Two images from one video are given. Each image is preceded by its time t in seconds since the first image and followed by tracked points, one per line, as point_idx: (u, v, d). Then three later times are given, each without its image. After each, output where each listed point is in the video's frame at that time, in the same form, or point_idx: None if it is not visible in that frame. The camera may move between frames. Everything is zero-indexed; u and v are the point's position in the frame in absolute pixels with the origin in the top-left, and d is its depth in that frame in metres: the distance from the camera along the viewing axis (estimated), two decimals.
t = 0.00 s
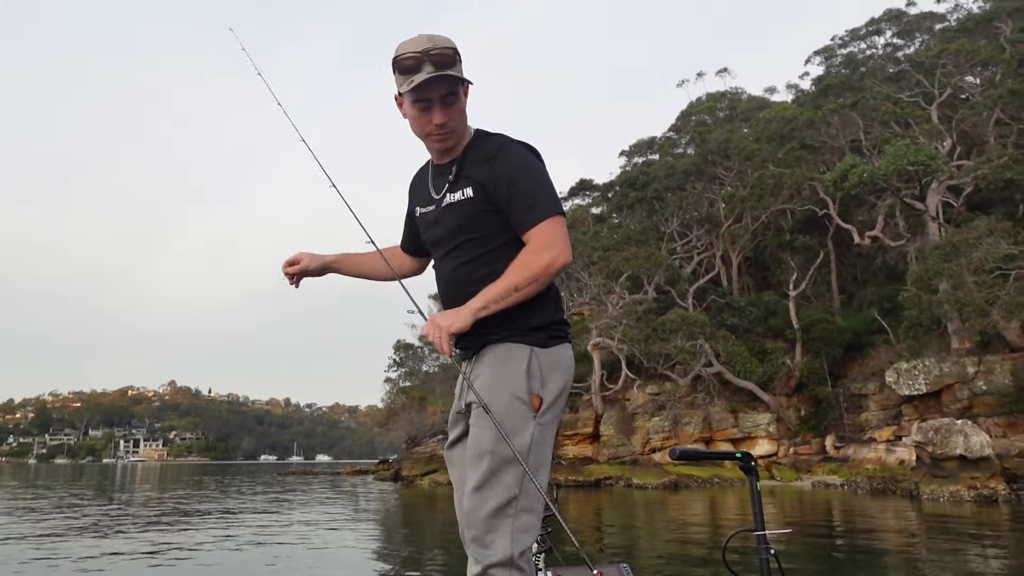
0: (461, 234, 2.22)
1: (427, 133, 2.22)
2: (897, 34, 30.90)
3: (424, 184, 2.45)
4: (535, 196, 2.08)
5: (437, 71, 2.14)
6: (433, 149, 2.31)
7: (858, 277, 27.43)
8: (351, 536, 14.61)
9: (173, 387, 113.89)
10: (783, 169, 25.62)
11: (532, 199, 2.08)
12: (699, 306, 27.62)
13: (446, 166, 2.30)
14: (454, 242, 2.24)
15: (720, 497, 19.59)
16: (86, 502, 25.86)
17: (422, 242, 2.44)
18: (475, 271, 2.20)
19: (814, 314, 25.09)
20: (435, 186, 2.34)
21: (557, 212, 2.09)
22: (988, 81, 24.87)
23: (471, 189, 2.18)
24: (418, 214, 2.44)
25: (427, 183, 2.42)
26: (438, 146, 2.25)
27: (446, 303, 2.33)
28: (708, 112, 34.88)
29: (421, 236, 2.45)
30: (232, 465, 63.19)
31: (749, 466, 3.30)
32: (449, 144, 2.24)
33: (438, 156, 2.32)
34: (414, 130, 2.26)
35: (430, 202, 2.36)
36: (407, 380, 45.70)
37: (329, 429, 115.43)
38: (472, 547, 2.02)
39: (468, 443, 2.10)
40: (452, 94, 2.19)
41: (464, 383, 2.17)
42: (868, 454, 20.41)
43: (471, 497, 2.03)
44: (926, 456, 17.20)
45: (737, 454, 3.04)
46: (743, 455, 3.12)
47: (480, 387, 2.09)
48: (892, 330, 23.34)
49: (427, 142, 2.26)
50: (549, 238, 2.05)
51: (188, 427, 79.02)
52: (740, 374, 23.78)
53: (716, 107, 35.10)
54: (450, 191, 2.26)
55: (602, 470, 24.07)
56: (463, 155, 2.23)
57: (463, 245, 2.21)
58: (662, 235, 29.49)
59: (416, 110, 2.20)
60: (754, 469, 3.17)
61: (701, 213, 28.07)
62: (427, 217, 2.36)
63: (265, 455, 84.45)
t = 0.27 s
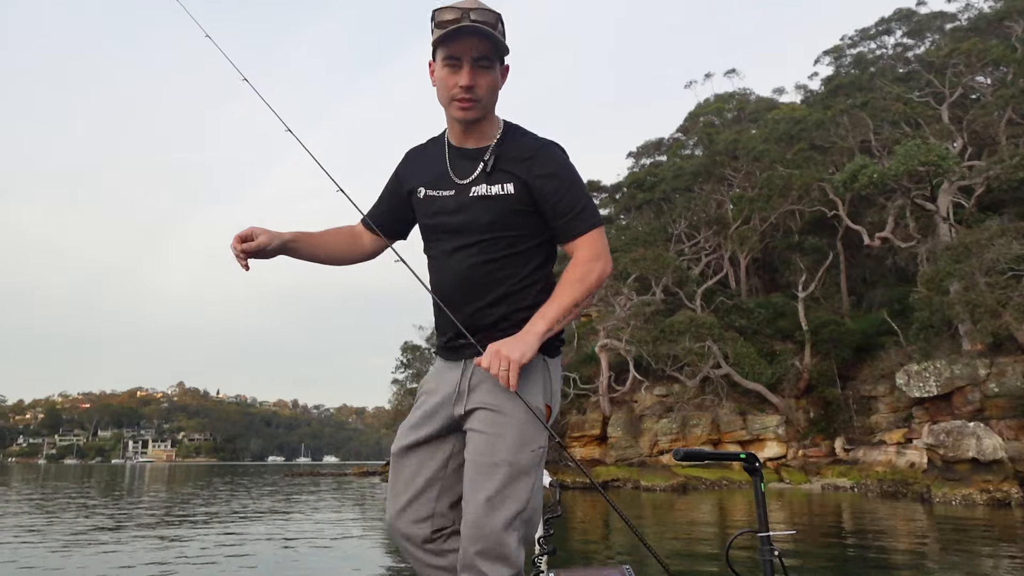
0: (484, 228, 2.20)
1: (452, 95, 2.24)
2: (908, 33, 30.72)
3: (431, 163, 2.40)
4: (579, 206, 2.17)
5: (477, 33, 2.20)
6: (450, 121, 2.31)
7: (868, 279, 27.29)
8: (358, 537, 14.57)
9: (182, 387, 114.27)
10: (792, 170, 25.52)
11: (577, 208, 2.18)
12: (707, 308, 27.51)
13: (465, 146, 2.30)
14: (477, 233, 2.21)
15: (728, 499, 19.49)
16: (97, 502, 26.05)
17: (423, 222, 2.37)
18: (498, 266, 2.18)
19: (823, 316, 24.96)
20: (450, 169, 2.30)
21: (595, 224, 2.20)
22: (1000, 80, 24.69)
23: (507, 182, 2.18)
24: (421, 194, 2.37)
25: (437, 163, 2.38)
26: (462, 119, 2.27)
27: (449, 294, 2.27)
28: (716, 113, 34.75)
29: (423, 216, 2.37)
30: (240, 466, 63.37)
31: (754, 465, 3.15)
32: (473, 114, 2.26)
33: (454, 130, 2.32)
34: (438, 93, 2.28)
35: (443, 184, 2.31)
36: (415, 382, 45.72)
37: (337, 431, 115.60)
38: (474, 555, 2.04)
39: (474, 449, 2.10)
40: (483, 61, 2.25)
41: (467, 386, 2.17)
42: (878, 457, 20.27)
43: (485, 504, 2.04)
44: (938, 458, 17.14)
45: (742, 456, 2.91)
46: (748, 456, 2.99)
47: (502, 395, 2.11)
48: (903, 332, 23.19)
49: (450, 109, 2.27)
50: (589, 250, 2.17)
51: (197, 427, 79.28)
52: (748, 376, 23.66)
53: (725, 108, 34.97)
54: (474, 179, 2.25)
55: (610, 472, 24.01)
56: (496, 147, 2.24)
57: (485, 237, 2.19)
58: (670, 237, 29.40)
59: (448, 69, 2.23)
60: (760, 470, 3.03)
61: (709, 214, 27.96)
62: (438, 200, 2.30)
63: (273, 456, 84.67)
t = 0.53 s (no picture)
0: (509, 234, 2.31)
1: (493, 81, 2.32)
2: (917, 30, 30.50)
3: (445, 157, 2.42)
4: (594, 228, 2.45)
5: (519, 15, 2.30)
6: (480, 112, 2.39)
7: (876, 277, 27.15)
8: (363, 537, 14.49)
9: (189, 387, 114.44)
10: (800, 167, 25.39)
11: (591, 228, 2.44)
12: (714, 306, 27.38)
13: (494, 141, 2.40)
14: (504, 238, 2.31)
15: (735, 498, 19.36)
16: (103, 500, 26.10)
17: (429, 215, 2.38)
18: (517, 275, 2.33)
19: (831, 314, 24.81)
20: (471, 166, 2.37)
21: (607, 243, 2.48)
22: (1010, 77, 24.49)
23: (538, 198, 2.34)
24: (433, 186, 2.39)
25: (453, 156, 2.40)
26: (495, 108, 2.35)
27: (459, 297, 2.32)
28: (723, 111, 34.54)
29: (429, 209, 2.38)
30: (247, 465, 63.36)
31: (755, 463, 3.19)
32: (507, 103, 2.35)
33: (485, 120, 2.40)
34: (476, 79, 2.35)
35: (461, 181, 2.35)
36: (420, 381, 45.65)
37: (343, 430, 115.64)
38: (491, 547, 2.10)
39: (496, 444, 2.18)
40: (521, 46, 2.35)
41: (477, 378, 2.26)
42: (887, 456, 20.11)
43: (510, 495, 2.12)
44: (949, 458, 17.23)
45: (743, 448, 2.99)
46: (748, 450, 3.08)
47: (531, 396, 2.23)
48: (911, 330, 23.04)
49: (485, 96, 2.34)
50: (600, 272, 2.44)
51: (203, 427, 79.38)
52: (756, 375, 23.53)
53: (731, 105, 34.78)
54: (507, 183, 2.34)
55: (616, 471, 23.92)
56: (529, 158, 2.38)
57: (510, 245, 2.31)
58: (676, 235, 29.28)
59: (489, 53, 2.31)
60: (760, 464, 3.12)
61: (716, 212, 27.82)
62: (457, 198, 2.34)
63: (279, 455, 84.70)
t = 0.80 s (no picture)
0: (505, 267, 2.33)
1: (525, 127, 2.23)
2: (924, 24, 30.30)
3: (442, 178, 2.35)
4: (590, 255, 2.54)
5: (565, 62, 2.20)
6: (494, 146, 2.28)
7: (883, 274, 27.03)
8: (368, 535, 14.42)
9: (195, 384, 114.76)
10: (806, 163, 25.29)
11: (588, 258, 2.55)
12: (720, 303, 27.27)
13: (497, 175, 2.34)
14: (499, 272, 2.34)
15: (741, 496, 19.29)
16: (110, 498, 26.19)
17: (422, 239, 2.32)
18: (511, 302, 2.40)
19: (838, 311, 24.70)
20: (473, 191, 2.33)
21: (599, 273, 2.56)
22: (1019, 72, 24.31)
23: (541, 234, 2.39)
24: (432, 215, 2.32)
25: (452, 179, 2.34)
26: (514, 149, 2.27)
27: (453, 314, 2.32)
28: (728, 107, 34.36)
29: (422, 235, 2.32)
30: (253, 463, 63.57)
31: (758, 458, 3.21)
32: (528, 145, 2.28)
33: (495, 154, 2.29)
34: (504, 115, 2.21)
35: (465, 210, 2.30)
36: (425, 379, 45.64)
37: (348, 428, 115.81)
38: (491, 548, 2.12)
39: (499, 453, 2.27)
40: (555, 90, 2.25)
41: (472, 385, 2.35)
42: (895, 454, 20.02)
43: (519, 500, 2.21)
44: (958, 455, 17.15)
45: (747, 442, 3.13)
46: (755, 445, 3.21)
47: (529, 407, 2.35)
48: (919, 327, 22.93)
49: (509, 137, 2.24)
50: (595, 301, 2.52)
51: (208, 425, 79.58)
52: (762, 373, 23.42)
53: (737, 102, 34.61)
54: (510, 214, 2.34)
55: (621, 469, 23.89)
56: (534, 194, 2.39)
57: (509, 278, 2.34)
58: (681, 232, 29.17)
59: (531, 98, 2.20)
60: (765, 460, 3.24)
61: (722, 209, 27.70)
62: (457, 227, 2.30)
63: (284, 453, 84.95)
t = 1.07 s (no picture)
0: (472, 356, 2.73)
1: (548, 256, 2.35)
2: (931, 23, 30.16)
3: (426, 273, 2.56)
4: (574, 358, 2.76)
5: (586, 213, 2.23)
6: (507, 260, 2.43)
7: (889, 275, 26.92)
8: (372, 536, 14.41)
9: (200, 386, 114.77)
10: (813, 163, 25.21)
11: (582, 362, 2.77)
12: (726, 304, 27.19)
13: (488, 279, 2.56)
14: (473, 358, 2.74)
15: (747, 498, 19.20)
16: (115, 500, 26.25)
17: (399, 324, 2.64)
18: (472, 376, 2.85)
19: (844, 312, 24.61)
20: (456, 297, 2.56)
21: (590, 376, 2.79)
22: None
23: (513, 336, 2.71)
24: (412, 305, 2.59)
25: (437, 274, 2.56)
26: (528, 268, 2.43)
27: (424, 375, 2.77)
28: (734, 108, 34.23)
29: (398, 319, 2.63)
30: (259, 464, 63.51)
31: (756, 454, 3.15)
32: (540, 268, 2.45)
33: (505, 261, 2.44)
34: (530, 242, 2.30)
35: (442, 308, 2.59)
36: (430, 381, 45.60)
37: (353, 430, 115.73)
38: (515, 548, 2.64)
39: (469, 462, 2.82)
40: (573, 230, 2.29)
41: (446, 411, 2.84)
42: (902, 455, 19.90)
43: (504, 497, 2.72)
44: (967, 457, 17.05)
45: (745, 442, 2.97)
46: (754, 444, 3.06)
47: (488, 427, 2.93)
48: (926, 328, 22.82)
49: (530, 261, 2.36)
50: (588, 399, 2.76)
51: (214, 426, 79.59)
52: (768, 374, 23.34)
53: (742, 102, 34.51)
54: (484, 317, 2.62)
55: (627, 470, 23.85)
56: (523, 304, 2.65)
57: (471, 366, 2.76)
58: (687, 233, 29.10)
59: (562, 239, 2.28)
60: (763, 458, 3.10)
61: (727, 210, 27.61)
62: (433, 320, 2.61)
63: (289, 455, 84.90)
